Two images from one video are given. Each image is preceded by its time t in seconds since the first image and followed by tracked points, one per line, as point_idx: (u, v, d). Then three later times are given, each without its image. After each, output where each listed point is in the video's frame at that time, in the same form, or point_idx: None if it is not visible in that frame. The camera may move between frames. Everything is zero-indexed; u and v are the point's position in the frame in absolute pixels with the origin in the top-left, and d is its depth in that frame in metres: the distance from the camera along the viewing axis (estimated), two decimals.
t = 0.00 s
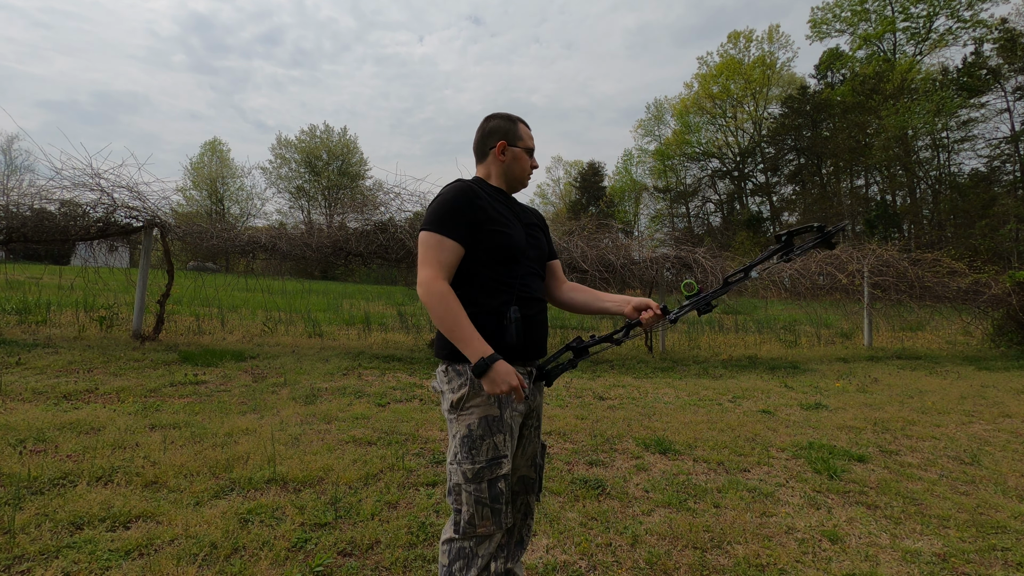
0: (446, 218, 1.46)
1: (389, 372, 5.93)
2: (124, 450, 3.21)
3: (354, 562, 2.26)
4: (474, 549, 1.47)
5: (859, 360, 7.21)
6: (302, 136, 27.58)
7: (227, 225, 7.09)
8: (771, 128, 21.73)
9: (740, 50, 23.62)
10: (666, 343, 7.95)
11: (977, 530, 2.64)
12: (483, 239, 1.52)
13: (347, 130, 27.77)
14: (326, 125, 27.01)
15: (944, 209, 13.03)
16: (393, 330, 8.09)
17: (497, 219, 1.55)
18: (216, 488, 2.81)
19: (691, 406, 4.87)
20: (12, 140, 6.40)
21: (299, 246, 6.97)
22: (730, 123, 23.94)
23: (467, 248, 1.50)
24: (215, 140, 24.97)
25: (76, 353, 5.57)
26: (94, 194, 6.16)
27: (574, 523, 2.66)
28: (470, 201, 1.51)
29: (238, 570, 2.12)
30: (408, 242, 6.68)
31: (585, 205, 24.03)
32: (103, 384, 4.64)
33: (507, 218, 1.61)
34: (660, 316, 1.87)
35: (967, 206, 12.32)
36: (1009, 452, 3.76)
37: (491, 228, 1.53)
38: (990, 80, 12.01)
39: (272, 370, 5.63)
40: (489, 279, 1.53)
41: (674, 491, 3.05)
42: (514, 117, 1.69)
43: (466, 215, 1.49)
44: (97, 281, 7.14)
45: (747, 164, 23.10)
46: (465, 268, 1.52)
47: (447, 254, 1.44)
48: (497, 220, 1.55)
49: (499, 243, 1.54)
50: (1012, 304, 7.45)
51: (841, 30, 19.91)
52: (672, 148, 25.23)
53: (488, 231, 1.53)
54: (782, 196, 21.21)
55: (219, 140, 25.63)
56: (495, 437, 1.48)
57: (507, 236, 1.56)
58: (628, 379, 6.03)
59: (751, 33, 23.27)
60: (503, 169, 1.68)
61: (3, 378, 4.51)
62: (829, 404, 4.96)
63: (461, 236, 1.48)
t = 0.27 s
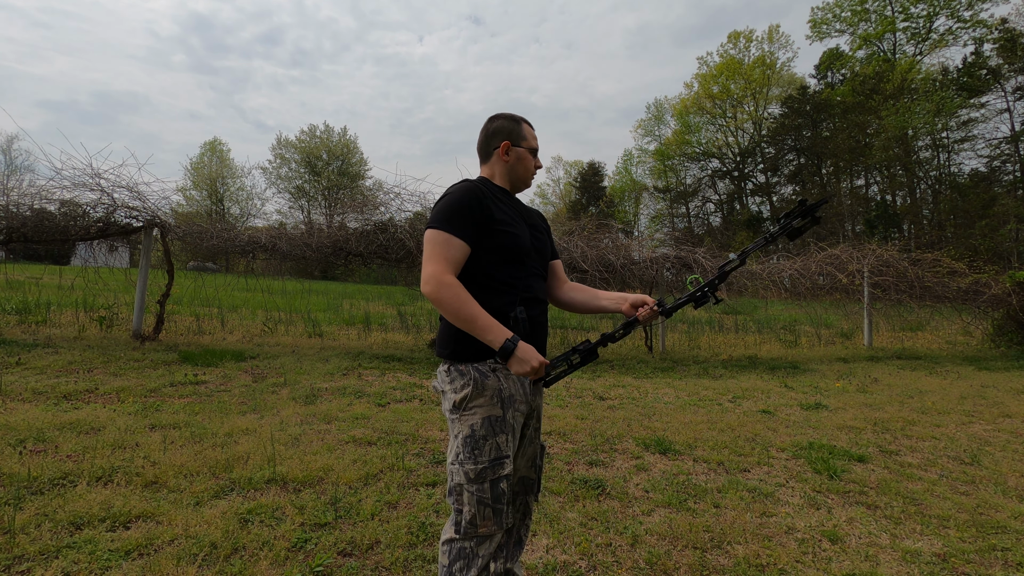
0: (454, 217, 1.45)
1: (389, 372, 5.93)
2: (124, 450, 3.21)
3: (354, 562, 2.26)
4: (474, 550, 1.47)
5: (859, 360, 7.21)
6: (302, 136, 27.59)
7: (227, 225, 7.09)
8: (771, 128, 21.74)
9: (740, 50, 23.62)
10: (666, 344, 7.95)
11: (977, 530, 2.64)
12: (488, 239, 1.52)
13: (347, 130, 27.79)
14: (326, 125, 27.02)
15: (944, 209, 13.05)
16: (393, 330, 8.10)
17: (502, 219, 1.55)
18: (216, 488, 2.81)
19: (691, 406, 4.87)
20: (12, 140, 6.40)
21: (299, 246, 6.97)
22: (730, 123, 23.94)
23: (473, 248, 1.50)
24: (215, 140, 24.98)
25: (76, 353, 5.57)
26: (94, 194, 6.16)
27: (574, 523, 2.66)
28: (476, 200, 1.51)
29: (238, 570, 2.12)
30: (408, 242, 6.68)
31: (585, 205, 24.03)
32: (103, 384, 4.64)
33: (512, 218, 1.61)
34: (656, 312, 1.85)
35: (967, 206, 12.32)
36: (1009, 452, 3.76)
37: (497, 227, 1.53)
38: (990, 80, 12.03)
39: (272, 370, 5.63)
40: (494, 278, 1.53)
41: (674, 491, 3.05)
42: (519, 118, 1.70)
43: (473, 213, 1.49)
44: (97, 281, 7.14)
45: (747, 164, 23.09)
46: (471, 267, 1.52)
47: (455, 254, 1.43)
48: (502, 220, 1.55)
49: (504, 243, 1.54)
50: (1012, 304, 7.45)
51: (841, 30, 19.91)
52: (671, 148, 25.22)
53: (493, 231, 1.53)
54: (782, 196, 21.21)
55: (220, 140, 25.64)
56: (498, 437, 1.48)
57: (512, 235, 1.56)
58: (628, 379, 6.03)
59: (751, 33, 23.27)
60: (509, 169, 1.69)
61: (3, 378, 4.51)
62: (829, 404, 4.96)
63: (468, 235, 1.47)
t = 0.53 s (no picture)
0: (456, 215, 1.46)
1: (389, 372, 5.93)
2: (124, 450, 3.21)
3: (354, 562, 2.26)
4: (471, 549, 1.47)
5: (860, 360, 7.21)
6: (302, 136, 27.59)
7: (227, 224, 7.09)
8: (771, 129, 21.74)
9: (740, 50, 23.62)
10: (666, 344, 7.95)
11: (977, 530, 2.64)
12: (490, 239, 1.53)
13: (347, 130, 27.80)
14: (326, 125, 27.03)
15: (944, 209, 13.05)
16: (393, 330, 8.10)
17: (505, 219, 1.56)
18: (215, 488, 2.81)
19: (691, 406, 4.87)
20: (12, 140, 6.40)
21: (299, 245, 6.97)
22: (730, 123, 23.94)
23: (473, 247, 1.50)
24: (215, 140, 24.99)
25: (76, 353, 5.56)
26: (94, 194, 6.16)
27: (574, 524, 2.66)
28: (478, 200, 1.51)
29: (238, 570, 2.12)
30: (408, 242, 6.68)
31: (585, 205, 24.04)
32: (103, 384, 4.63)
33: (515, 219, 1.61)
34: (656, 313, 1.86)
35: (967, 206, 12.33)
36: (1009, 452, 3.77)
37: (498, 227, 1.54)
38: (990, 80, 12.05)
39: (272, 369, 5.63)
40: (494, 278, 1.53)
41: (674, 491, 3.05)
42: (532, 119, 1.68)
43: (475, 213, 1.50)
44: (97, 280, 7.14)
45: (747, 164, 23.08)
46: (471, 267, 1.52)
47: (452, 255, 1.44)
48: (504, 221, 1.55)
49: (505, 244, 1.54)
50: (1012, 304, 7.45)
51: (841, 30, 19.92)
52: (671, 148, 25.21)
53: (495, 231, 1.53)
54: (782, 196, 21.21)
55: (219, 140, 25.65)
56: (493, 435, 1.48)
57: (513, 235, 1.56)
58: (628, 379, 6.03)
59: (751, 34, 23.27)
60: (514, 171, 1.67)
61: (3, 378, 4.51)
62: (830, 404, 4.96)
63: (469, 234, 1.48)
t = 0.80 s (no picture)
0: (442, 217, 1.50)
1: (389, 372, 5.93)
2: (124, 450, 3.21)
3: (354, 562, 2.26)
4: (458, 541, 1.46)
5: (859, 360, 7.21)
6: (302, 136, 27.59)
7: (227, 224, 7.08)
8: (771, 129, 21.74)
9: (740, 50, 23.61)
10: (666, 344, 7.95)
11: (977, 530, 2.64)
12: (476, 242, 1.53)
13: (347, 130, 27.80)
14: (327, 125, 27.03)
15: (945, 209, 13.04)
16: (393, 330, 8.10)
17: (494, 222, 1.55)
18: (215, 488, 2.81)
19: (691, 406, 4.87)
20: (12, 140, 6.41)
21: (299, 245, 6.97)
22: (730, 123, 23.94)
23: (459, 250, 1.53)
24: (215, 140, 24.99)
25: (76, 353, 5.56)
26: (94, 194, 6.16)
27: (574, 523, 2.66)
28: (467, 203, 1.53)
29: (238, 570, 2.12)
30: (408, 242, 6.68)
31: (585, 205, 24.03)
32: (103, 384, 4.63)
33: (508, 223, 1.58)
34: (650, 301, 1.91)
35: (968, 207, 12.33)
36: (1009, 452, 3.77)
37: (486, 231, 1.54)
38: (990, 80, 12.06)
39: (272, 369, 5.63)
40: (478, 281, 1.54)
41: (674, 491, 3.05)
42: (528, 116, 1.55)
43: (463, 216, 1.52)
44: (97, 280, 7.14)
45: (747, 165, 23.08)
46: (458, 268, 1.55)
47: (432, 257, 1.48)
48: (493, 225, 1.55)
49: (490, 247, 1.54)
50: (1012, 304, 7.45)
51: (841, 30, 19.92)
52: (672, 148, 25.21)
53: (482, 235, 1.54)
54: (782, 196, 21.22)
55: (219, 140, 25.64)
56: (472, 426, 1.48)
57: (502, 239, 1.55)
58: (628, 379, 6.03)
59: (751, 34, 23.27)
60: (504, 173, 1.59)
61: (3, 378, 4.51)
62: (830, 404, 4.96)
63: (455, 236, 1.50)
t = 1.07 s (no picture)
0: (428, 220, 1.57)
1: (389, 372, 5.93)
2: (124, 450, 3.21)
3: (354, 562, 2.26)
4: (431, 531, 1.46)
5: (859, 360, 7.22)
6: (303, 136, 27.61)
7: (227, 224, 7.08)
8: (771, 129, 21.73)
9: (740, 50, 23.60)
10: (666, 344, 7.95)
11: (977, 530, 2.64)
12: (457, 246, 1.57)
13: (347, 130, 27.82)
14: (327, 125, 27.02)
15: (945, 209, 13.06)
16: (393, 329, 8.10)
17: (474, 226, 1.57)
18: (215, 488, 2.81)
19: (691, 406, 4.87)
20: (13, 141, 6.41)
21: (299, 245, 6.98)
22: (730, 123, 23.94)
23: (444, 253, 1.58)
24: (215, 140, 24.97)
25: (76, 353, 5.56)
26: (94, 195, 6.16)
27: (574, 523, 2.66)
28: (453, 207, 1.58)
29: (238, 570, 2.12)
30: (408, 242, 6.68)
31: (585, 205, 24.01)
32: (103, 384, 4.63)
33: (493, 227, 1.57)
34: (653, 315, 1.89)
35: (967, 206, 12.34)
36: (1009, 452, 3.77)
37: (468, 234, 1.56)
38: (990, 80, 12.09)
39: (272, 370, 5.63)
40: (457, 284, 1.57)
41: (674, 491, 3.05)
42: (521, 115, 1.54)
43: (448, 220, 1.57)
44: (97, 281, 7.14)
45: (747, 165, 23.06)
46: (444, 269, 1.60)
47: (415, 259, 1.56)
48: (476, 228, 1.57)
49: (470, 251, 1.55)
50: (1012, 304, 7.45)
51: (841, 30, 19.92)
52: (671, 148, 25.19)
53: (463, 239, 1.56)
54: (782, 196, 21.22)
55: (220, 140, 25.65)
56: (447, 416, 1.50)
57: (482, 244, 1.56)
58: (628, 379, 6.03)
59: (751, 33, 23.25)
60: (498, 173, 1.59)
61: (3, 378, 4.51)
62: (829, 404, 4.96)
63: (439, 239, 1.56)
